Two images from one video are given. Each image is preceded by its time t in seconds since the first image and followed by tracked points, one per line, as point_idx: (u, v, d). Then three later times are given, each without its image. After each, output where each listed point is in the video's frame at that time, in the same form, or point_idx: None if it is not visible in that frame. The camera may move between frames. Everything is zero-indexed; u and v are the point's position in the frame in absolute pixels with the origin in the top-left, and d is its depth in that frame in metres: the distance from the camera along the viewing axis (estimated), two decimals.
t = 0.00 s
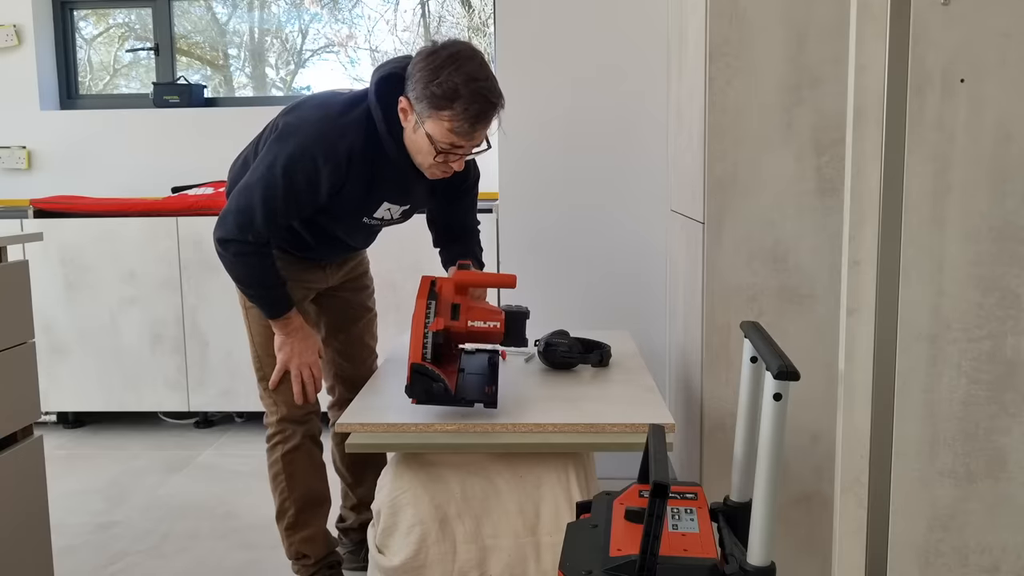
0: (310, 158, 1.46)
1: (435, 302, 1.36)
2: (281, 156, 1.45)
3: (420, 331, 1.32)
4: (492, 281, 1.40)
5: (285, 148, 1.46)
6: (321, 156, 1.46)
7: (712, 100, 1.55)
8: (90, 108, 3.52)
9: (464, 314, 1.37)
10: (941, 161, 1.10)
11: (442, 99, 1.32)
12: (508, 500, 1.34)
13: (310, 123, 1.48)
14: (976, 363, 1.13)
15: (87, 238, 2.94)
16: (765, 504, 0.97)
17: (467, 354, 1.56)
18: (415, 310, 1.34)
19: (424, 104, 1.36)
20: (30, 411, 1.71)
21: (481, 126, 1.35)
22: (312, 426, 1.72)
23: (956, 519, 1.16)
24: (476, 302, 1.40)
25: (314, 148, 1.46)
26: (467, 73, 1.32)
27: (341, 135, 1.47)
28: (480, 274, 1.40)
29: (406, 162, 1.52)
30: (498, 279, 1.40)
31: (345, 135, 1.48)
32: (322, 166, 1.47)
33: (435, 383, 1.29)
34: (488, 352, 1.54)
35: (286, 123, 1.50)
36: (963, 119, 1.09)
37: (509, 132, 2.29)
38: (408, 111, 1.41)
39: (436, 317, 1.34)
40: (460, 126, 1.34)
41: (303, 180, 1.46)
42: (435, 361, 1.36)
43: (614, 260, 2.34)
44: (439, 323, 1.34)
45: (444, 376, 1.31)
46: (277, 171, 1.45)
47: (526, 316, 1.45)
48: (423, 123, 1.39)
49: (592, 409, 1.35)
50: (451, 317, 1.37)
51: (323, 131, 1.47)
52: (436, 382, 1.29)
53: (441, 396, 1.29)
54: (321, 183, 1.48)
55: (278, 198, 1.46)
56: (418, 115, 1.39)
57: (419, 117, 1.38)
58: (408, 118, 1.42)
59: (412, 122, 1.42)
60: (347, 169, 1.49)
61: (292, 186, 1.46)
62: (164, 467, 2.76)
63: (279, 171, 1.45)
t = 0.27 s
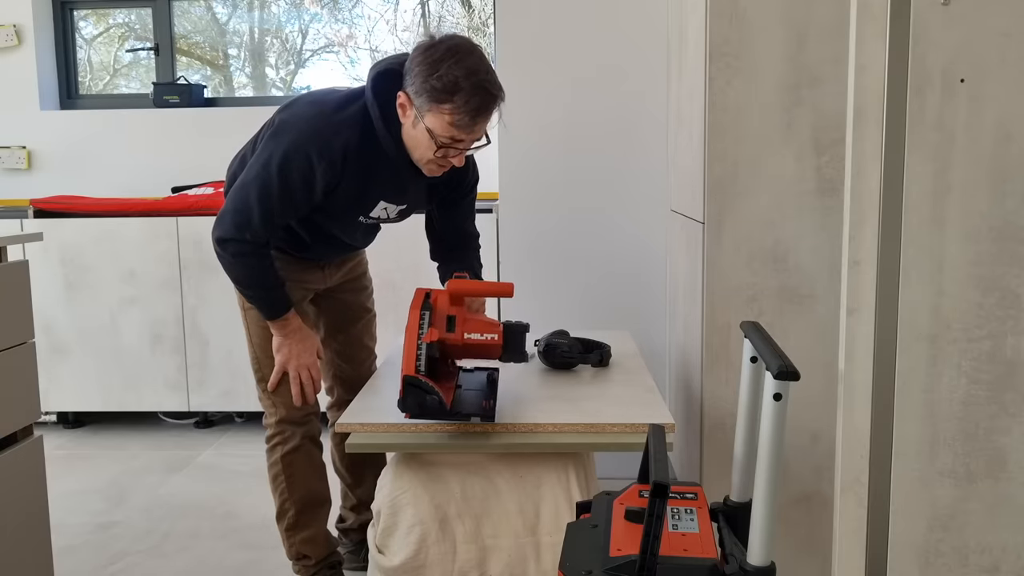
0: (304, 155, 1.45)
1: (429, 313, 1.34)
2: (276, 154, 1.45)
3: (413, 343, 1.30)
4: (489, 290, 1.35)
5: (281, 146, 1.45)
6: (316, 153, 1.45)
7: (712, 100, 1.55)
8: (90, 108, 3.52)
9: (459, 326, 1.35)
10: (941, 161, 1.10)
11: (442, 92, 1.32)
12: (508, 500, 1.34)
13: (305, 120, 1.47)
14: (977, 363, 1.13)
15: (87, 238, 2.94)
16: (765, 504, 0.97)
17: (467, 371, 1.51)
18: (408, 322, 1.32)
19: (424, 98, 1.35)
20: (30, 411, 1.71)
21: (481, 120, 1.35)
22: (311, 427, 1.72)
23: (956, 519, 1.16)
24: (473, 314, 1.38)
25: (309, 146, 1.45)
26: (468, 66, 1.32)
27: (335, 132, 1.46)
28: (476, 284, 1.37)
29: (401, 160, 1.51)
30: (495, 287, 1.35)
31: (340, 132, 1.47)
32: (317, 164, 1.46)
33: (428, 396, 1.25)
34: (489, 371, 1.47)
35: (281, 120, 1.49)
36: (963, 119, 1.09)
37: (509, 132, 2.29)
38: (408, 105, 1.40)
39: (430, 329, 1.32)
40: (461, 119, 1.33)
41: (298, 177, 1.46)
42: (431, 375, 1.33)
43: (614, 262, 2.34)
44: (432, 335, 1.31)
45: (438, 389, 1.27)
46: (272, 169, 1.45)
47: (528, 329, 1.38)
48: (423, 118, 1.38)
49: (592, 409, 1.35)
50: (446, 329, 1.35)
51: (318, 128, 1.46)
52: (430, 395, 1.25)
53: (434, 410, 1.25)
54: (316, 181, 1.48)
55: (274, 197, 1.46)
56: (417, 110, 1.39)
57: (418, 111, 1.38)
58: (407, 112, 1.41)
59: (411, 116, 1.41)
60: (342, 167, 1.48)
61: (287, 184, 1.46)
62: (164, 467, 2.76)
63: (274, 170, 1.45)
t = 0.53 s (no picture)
0: (303, 155, 1.45)
1: (425, 322, 1.35)
2: (275, 155, 1.45)
3: (410, 352, 1.30)
4: (482, 297, 1.36)
5: (279, 146, 1.45)
6: (314, 154, 1.45)
7: (712, 100, 1.55)
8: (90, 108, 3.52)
9: (456, 333, 1.36)
10: (941, 161, 1.10)
11: (440, 90, 1.32)
12: (508, 500, 1.34)
13: (304, 120, 1.48)
14: (977, 364, 1.13)
15: (87, 238, 2.94)
16: (765, 504, 0.97)
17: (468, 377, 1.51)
18: (406, 332, 1.33)
19: (421, 96, 1.36)
20: (30, 411, 1.71)
21: (479, 117, 1.35)
22: (311, 427, 1.72)
23: (956, 519, 1.16)
24: (469, 321, 1.39)
25: (307, 146, 1.45)
26: (466, 63, 1.32)
27: (333, 132, 1.46)
28: (471, 291, 1.38)
29: (398, 159, 1.51)
30: (489, 293, 1.36)
31: (338, 133, 1.47)
32: (316, 164, 1.46)
33: (427, 406, 1.25)
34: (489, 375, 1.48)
35: (280, 121, 1.49)
36: (963, 119, 1.09)
37: (509, 132, 2.29)
38: (406, 104, 1.40)
39: (427, 338, 1.33)
40: (458, 116, 1.33)
41: (296, 178, 1.46)
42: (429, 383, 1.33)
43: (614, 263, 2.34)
44: (429, 343, 1.32)
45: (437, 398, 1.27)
46: (271, 169, 1.45)
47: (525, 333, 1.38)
48: (420, 116, 1.38)
49: (592, 409, 1.35)
50: (444, 337, 1.36)
51: (317, 129, 1.46)
52: (429, 405, 1.25)
53: (433, 419, 1.25)
54: (315, 182, 1.48)
55: (272, 197, 1.46)
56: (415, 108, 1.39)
57: (416, 110, 1.38)
58: (405, 112, 1.41)
59: (409, 115, 1.41)
60: (340, 167, 1.48)
61: (285, 184, 1.46)
62: (164, 466, 2.76)
63: (273, 170, 1.45)
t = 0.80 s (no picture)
0: (306, 154, 1.44)
1: (426, 329, 1.35)
2: (276, 153, 1.44)
3: (410, 359, 1.31)
4: (481, 303, 1.35)
5: (282, 145, 1.45)
6: (317, 153, 1.45)
7: (712, 100, 1.55)
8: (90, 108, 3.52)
9: (456, 340, 1.36)
10: (941, 161, 1.10)
11: (443, 88, 1.33)
12: (508, 500, 1.34)
13: (307, 120, 1.47)
14: (977, 363, 1.13)
15: (87, 238, 2.94)
16: (765, 504, 0.97)
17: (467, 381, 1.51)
18: (406, 338, 1.34)
19: (424, 94, 1.36)
20: (30, 411, 1.71)
21: (481, 116, 1.36)
22: (311, 427, 1.73)
23: (956, 519, 1.16)
24: (470, 327, 1.39)
25: (310, 145, 1.45)
26: (468, 63, 1.33)
27: (337, 131, 1.46)
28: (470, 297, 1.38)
29: (402, 160, 1.51)
30: (489, 301, 1.35)
31: (342, 132, 1.47)
32: (319, 163, 1.45)
33: (427, 412, 1.25)
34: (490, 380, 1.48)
35: (283, 120, 1.49)
36: (963, 119, 1.09)
37: (509, 132, 2.29)
38: (408, 103, 1.41)
39: (427, 344, 1.34)
40: (461, 115, 1.34)
41: (298, 177, 1.45)
42: (430, 389, 1.34)
43: (614, 263, 2.34)
44: (429, 350, 1.33)
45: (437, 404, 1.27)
46: (273, 168, 1.44)
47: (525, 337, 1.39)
48: (422, 115, 1.39)
49: (592, 409, 1.34)
50: (444, 343, 1.36)
51: (322, 129, 1.46)
52: (429, 411, 1.25)
53: (433, 426, 1.25)
54: (317, 181, 1.47)
55: (273, 196, 1.45)
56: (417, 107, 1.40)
57: (418, 108, 1.39)
58: (407, 110, 1.42)
59: (411, 114, 1.42)
60: (343, 166, 1.48)
61: (287, 183, 1.45)
62: (164, 467, 2.76)
63: (274, 168, 1.44)
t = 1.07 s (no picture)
0: (318, 143, 1.44)
1: (426, 330, 1.36)
2: (288, 145, 1.43)
3: (411, 359, 1.31)
4: (482, 305, 1.37)
5: (291, 135, 1.44)
6: (328, 141, 1.45)
7: (712, 100, 1.55)
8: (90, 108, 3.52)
9: (456, 342, 1.36)
10: (941, 161, 1.10)
11: (452, 81, 1.35)
12: (508, 500, 1.34)
13: (312, 111, 1.47)
14: (977, 363, 1.13)
15: (87, 238, 2.94)
16: (765, 504, 0.97)
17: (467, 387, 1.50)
18: (407, 339, 1.35)
19: (432, 86, 1.39)
20: (30, 411, 1.70)
21: (488, 110, 1.38)
22: (309, 427, 1.73)
23: (957, 519, 1.16)
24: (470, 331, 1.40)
25: (320, 134, 1.45)
26: (477, 57, 1.36)
27: (345, 119, 1.47)
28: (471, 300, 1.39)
29: (404, 152, 1.53)
30: (489, 302, 1.36)
31: (350, 120, 1.48)
32: (331, 150, 1.46)
33: (428, 411, 1.25)
34: (492, 386, 1.46)
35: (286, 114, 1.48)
36: (963, 119, 1.09)
37: (510, 133, 2.29)
38: (414, 94, 1.43)
39: (428, 345, 1.34)
40: (468, 108, 1.36)
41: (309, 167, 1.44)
42: (430, 392, 1.33)
43: (613, 264, 2.34)
44: (430, 351, 1.33)
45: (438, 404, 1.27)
46: (285, 159, 1.42)
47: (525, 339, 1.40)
48: (429, 106, 1.41)
49: (592, 409, 1.34)
50: (445, 345, 1.36)
51: (331, 117, 1.46)
52: (430, 410, 1.25)
53: (434, 425, 1.25)
54: (330, 169, 1.47)
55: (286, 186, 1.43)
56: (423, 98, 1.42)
57: (425, 99, 1.41)
58: (412, 101, 1.44)
59: (417, 105, 1.44)
60: (354, 154, 1.49)
61: (299, 173, 1.43)
62: (164, 467, 2.76)
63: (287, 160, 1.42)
